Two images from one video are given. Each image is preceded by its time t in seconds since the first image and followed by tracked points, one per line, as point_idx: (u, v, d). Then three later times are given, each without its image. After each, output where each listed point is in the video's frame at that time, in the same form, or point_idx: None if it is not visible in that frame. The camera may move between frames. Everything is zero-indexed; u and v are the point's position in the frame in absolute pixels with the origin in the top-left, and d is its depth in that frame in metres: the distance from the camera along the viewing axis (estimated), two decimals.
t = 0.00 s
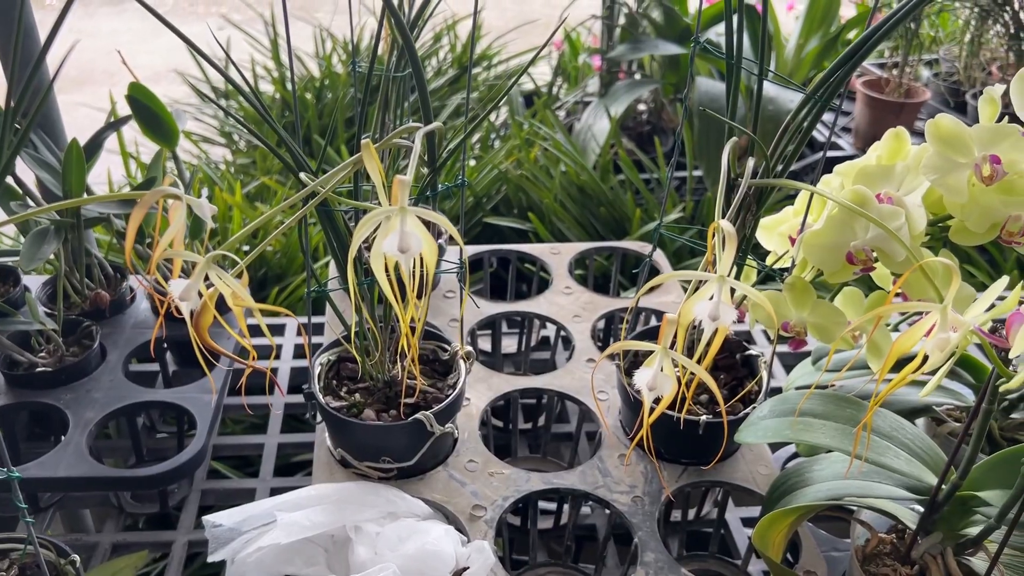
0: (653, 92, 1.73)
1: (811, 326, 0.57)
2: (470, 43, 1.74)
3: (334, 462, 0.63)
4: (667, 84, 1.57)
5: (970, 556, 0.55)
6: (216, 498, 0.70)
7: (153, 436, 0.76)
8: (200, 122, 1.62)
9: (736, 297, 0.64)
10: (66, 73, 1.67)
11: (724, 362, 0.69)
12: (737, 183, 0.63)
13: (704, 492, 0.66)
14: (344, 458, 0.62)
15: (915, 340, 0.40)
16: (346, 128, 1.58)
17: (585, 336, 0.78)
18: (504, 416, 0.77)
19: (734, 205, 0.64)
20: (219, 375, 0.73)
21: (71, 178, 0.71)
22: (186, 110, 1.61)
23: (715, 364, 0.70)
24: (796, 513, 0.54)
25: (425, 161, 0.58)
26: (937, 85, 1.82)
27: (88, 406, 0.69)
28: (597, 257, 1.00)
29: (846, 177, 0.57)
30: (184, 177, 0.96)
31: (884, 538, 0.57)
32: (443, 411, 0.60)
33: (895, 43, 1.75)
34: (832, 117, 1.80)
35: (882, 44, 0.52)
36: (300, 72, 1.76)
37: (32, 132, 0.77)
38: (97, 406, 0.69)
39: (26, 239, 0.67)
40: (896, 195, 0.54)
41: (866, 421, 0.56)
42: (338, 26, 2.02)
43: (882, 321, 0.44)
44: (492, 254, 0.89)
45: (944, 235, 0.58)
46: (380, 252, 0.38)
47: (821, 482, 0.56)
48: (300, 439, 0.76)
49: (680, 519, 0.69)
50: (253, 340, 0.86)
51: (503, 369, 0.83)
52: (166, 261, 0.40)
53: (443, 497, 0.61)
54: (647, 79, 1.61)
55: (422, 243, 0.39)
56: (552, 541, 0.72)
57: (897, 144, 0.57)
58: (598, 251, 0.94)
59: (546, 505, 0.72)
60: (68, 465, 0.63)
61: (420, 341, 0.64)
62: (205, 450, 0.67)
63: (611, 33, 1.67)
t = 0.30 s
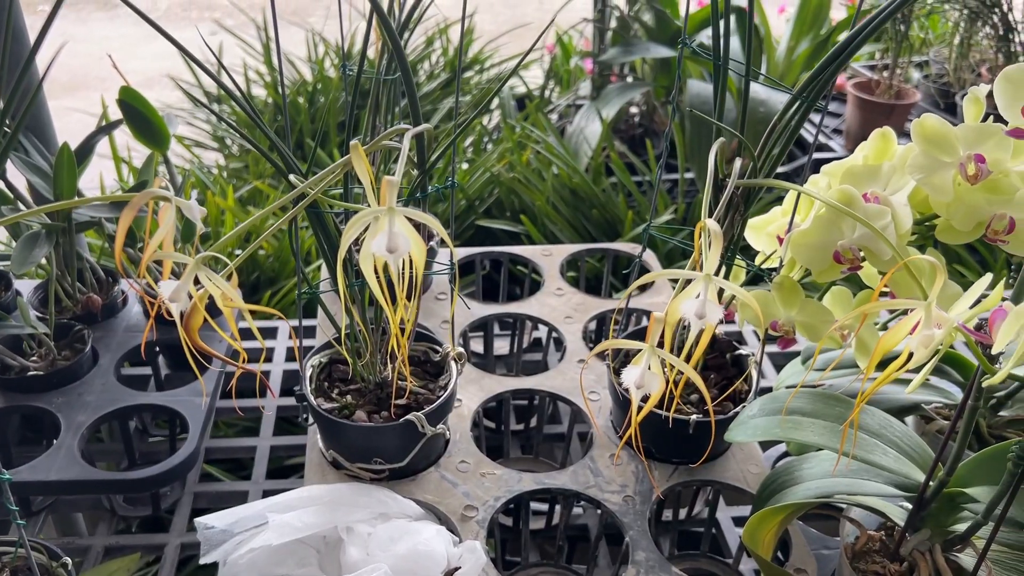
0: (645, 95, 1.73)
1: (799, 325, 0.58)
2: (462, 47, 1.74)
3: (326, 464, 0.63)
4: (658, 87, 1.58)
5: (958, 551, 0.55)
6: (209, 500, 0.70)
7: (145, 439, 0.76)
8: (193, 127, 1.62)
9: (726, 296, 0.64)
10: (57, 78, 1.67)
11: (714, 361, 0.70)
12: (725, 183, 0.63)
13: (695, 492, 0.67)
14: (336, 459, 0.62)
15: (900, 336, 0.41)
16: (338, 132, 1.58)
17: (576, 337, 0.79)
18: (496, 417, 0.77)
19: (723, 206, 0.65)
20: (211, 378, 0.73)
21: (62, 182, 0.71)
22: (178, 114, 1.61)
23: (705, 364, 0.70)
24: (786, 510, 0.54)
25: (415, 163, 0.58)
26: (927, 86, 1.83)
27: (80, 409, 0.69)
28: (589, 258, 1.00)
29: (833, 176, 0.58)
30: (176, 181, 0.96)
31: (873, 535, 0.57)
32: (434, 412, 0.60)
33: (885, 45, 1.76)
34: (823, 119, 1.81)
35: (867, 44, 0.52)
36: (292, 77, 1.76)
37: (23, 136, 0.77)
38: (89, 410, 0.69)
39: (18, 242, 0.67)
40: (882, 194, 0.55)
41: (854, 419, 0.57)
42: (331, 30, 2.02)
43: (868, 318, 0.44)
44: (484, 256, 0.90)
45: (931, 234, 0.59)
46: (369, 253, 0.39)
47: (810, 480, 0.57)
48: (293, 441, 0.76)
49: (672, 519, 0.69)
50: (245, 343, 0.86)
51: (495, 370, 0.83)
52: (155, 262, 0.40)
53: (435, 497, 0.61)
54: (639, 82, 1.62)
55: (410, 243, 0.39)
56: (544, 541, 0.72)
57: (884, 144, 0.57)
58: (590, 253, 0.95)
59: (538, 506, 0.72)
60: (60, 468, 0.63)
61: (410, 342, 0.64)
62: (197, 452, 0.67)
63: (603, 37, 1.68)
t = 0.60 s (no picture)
0: (636, 97, 1.74)
1: (789, 324, 0.58)
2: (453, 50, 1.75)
3: (319, 467, 0.64)
4: (649, 89, 1.59)
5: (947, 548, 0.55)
6: (202, 504, 0.70)
7: (138, 443, 0.76)
8: (184, 131, 1.62)
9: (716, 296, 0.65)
10: (47, 83, 1.67)
11: (705, 361, 0.70)
12: (714, 184, 0.63)
13: (687, 491, 0.67)
14: (329, 462, 0.62)
15: (888, 334, 0.41)
16: (329, 136, 1.59)
17: (568, 338, 0.79)
18: (489, 419, 0.78)
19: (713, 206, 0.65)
20: (203, 382, 0.73)
21: (53, 187, 0.71)
22: (169, 119, 1.61)
23: (696, 364, 0.70)
24: (777, 509, 0.55)
25: (406, 166, 0.59)
26: (916, 87, 1.84)
27: (72, 414, 0.69)
28: (580, 260, 1.01)
29: (821, 177, 0.58)
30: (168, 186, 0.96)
31: (863, 533, 0.57)
32: (427, 414, 0.60)
33: (873, 46, 1.77)
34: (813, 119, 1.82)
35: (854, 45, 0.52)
36: (283, 80, 1.76)
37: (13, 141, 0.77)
38: (81, 415, 0.69)
39: (9, 248, 0.67)
40: (870, 194, 0.55)
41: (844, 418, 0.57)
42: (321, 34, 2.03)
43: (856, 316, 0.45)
44: (476, 259, 0.90)
45: (918, 233, 0.59)
46: (360, 256, 0.39)
47: (800, 478, 0.57)
48: (285, 444, 0.76)
49: (664, 518, 0.70)
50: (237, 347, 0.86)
51: (487, 372, 0.83)
52: (147, 266, 0.40)
53: (428, 499, 0.61)
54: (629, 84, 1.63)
55: (401, 246, 0.39)
56: (537, 542, 0.72)
57: (871, 145, 0.58)
58: (581, 255, 0.95)
59: (531, 507, 0.73)
60: (53, 474, 0.63)
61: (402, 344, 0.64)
62: (190, 456, 0.67)
63: (593, 39, 1.68)
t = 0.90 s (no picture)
0: (625, 97, 1.75)
1: (780, 321, 0.59)
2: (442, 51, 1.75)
3: (315, 468, 0.64)
4: (638, 89, 1.59)
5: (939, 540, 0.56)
6: (198, 508, 0.70)
7: (133, 447, 0.76)
8: (173, 135, 1.62)
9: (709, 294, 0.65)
10: (35, 88, 1.66)
11: (698, 359, 0.71)
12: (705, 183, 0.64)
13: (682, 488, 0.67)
14: (324, 463, 0.62)
15: (879, 329, 0.42)
16: (319, 138, 1.58)
17: (562, 337, 0.79)
18: (483, 419, 0.78)
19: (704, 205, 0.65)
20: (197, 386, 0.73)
21: (44, 192, 0.71)
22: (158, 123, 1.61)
23: (689, 362, 0.71)
24: (770, 504, 0.55)
25: (399, 167, 0.59)
26: (902, 85, 1.85)
27: (66, 419, 0.69)
28: (572, 260, 1.01)
29: (811, 175, 0.59)
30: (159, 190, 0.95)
31: (856, 527, 0.58)
32: (423, 414, 0.60)
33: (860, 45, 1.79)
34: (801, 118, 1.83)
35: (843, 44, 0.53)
36: (272, 83, 1.76)
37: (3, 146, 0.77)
38: (75, 420, 0.69)
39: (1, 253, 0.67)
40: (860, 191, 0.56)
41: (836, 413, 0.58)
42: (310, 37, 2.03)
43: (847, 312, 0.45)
44: (468, 260, 0.90)
45: (906, 229, 0.60)
46: (356, 257, 0.39)
47: (794, 474, 0.58)
48: (280, 446, 0.76)
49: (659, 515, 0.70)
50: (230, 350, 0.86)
51: (481, 372, 0.84)
52: (143, 270, 0.40)
53: (424, 499, 0.61)
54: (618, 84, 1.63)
55: (397, 247, 0.39)
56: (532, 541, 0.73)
57: (859, 142, 0.58)
58: (573, 255, 0.95)
59: (527, 506, 0.73)
60: (48, 479, 0.63)
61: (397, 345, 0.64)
62: (185, 459, 0.67)
63: (582, 39, 1.69)
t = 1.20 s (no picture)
0: (612, 97, 1.75)
1: (778, 322, 0.59)
2: (429, 53, 1.75)
3: (313, 475, 0.63)
4: (626, 89, 1.60)
5: (938, 539, 0.56)
6: (194, 517, 0.70)
7: (127, 456, 0.76)
8: (160, 139, 1.61)
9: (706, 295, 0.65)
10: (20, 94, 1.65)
11: (694, 360, 0.71)
12: (701, 185, 0.64)
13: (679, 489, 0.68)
14: (323, 470, 0.62)
15: (880, 331, 0.42)
16: (307, 141, 1.58)
17: (557, 340, 0.79)
18: (480, 423, 0.78)
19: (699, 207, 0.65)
20: (192, 393, 0.73)
21: (34, 201, 0.70)
22: (144, 127, 1.60)
23: (686, 363, 0.71)
24: (771, 505, 0.56)
25: (395, 172, 0.59)
26: (887, 83, 1.86)
27: (60, 429, 0.68)
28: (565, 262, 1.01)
29: (806, 176, 0.59)
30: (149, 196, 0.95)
31: (856, 526, 0.58)
32: (421, 420, 0.60)
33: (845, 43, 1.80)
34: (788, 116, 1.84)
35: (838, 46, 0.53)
36: (259, 86, 1.75)
37: None
38: (69, 430, 0.69)
39: None
40: (855, 192, 0.56)
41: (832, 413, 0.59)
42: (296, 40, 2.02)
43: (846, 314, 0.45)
44: (461, 263, 0.90)
45: (901, 229, 0.61)
46: (359, 265, 0.39)
47: (792, 474, 0.58)
48: (276, 453, 0.75)
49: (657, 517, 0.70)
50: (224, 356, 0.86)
51: (477, 376, 0.83)
52: (141, 281, 0.40)
53: (424, 505, 0.61)
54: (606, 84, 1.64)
55: (399, 254, 0.39)
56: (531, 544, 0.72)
57: (854, 143, 0.59)
58: (566, 256, 0.95)
59: (525, 510, 0.73)
60: (42, 490, 0.63)
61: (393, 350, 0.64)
62: (181, 468, 0.67)
63: (569, 40, 1.69)
